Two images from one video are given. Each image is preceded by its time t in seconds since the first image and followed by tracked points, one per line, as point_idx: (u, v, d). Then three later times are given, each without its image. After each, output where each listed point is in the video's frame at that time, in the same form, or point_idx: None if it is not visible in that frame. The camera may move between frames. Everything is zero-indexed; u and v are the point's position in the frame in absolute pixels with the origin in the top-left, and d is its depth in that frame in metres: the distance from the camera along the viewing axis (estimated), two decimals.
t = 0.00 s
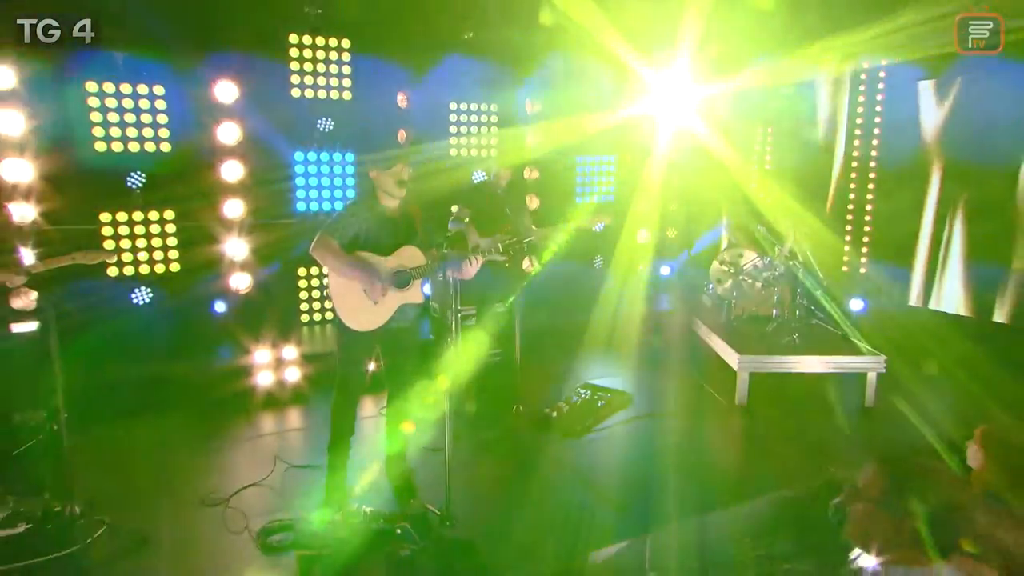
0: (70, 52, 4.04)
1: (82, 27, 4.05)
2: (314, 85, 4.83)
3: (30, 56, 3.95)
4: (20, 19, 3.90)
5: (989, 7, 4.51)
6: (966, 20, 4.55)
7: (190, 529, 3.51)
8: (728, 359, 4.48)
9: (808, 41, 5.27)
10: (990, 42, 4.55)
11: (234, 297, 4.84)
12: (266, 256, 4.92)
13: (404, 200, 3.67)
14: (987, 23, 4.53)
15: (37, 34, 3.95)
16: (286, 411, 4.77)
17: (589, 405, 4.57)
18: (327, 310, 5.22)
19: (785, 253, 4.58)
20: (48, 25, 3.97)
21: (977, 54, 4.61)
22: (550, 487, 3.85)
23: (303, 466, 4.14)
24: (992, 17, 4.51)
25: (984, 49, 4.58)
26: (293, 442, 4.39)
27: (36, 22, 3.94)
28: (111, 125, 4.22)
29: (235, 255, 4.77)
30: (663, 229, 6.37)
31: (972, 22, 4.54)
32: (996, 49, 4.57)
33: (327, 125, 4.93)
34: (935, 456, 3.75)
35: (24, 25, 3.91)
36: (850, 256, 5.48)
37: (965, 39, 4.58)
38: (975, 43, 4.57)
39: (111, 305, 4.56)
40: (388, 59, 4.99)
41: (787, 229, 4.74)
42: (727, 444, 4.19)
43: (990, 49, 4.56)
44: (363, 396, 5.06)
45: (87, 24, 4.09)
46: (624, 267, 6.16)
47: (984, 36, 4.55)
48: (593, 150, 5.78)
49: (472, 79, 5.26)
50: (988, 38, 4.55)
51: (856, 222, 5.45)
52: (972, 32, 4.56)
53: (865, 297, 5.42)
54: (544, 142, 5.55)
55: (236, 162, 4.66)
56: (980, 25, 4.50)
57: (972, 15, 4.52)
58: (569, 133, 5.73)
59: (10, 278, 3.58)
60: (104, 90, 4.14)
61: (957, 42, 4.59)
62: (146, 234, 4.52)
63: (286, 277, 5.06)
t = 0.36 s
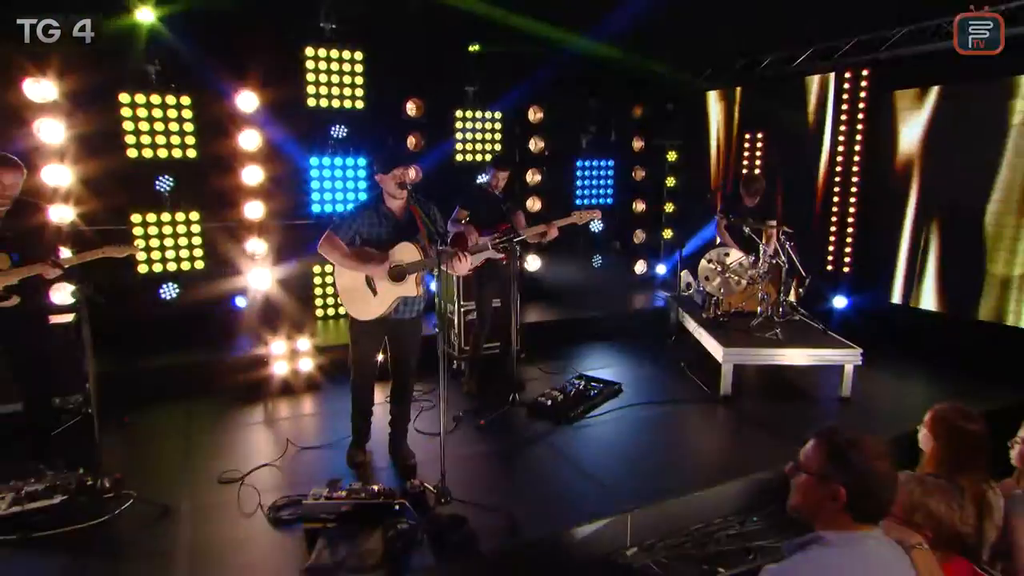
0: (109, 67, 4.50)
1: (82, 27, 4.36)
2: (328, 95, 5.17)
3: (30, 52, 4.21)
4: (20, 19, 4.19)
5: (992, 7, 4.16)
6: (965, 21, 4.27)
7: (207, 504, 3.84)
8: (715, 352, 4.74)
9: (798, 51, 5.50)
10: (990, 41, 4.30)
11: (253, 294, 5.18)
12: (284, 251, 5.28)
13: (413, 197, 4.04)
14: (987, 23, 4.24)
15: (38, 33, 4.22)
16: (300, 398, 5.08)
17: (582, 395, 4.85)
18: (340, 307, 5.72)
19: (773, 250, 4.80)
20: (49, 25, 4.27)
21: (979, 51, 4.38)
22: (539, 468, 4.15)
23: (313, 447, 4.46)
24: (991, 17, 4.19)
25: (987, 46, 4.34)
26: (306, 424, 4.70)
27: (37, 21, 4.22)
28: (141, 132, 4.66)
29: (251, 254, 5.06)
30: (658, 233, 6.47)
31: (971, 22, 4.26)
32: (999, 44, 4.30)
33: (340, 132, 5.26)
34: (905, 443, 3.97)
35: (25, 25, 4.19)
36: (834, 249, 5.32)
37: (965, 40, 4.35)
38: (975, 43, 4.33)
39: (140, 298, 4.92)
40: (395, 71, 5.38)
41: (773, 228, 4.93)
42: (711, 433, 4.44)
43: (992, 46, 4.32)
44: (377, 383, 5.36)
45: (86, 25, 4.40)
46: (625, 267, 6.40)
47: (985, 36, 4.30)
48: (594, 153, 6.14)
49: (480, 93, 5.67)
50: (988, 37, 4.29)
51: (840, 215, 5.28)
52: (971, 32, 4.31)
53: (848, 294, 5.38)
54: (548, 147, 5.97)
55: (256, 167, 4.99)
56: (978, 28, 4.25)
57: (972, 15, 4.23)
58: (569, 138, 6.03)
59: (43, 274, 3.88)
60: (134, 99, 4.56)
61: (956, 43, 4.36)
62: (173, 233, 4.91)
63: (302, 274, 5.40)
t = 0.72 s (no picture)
0: (140, 80, 4.86)
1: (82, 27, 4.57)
2: (341, 105, 5.51)
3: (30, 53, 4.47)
4: (21, 19, 4.42)
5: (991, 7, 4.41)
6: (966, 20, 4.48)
7: (225, 480, 4.17)
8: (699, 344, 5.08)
9: (788, 59, 5.69)
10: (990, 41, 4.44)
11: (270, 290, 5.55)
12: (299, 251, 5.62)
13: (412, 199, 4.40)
14: (987, 23, 4.42)
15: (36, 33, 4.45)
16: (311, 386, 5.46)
17: (574, 383, 5.15)
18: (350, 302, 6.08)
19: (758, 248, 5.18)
20: (49, 25, 4.49)
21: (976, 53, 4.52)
22: (529, 451, 4.45)
23: (321, 430, 4.78)
24: (992, 17, 4.40)
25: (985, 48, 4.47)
26: (317, 410, 5.03)
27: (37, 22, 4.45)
28: (168, 139, 5.04)
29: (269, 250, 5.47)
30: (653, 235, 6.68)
31: (971, 22, 4.46)
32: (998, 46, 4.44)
33: (351, 138, 5.59)
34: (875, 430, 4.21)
35: (25, 25, 4.43)
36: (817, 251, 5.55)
37: (965, 40, 4.49)
38: (975, 42, 4.47)
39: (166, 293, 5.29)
40: (406, 80, 5.67)
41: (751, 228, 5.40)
42: (695, 420, 4.72)
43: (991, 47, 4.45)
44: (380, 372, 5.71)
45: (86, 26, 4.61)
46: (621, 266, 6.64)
47: (984, 36, 4.45)
48: (591, 158, 6.51)
49: (484, 101, 6.02)
50: (988, 38, 4.44)
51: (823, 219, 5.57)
52: (972, 32, 4.47)
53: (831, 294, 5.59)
54: (548, 152, 6.23)
55: (274, 172, 5.40)
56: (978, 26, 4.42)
57: (972, 15, 4.44)
58: (566, 143, 6.34)
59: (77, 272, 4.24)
60: (162, 109, 4.97)
61: (956, 42, 4.51)
62: (197, 233, 5.30)
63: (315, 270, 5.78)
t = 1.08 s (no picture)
0: (166, 91, 5.29)
1: (81, 27, 4.86)
2: (350, 113, 5.88)
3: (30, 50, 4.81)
4: (20, 19, 4.70)
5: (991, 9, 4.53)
6: (967, 20, 4.64)
7: (240, 458, 4.43)
8: (682, 334, 5.42)
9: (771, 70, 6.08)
10: (989, 41, 4.59)
11: (286, 284, 5.95)
12: (311, 249, 6.03)
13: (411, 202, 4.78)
14: (987, 23, 4.56)
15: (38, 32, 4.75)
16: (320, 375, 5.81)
17: (566, 374, 5.46)
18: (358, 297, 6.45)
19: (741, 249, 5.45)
20: (48, 25, 4.76)
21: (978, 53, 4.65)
22: (520, 435, 4.71)
23: (328, 415, 5.03)
24: (992, 17, 4.54)
25: (986, 47, 4.62)
26: (326, 395, 5.33)
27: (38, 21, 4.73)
28: (190, 145, 5.44)
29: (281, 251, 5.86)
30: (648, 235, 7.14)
31: (972, 22, 4.60)
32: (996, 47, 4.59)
33: (359, 144, 5.92)
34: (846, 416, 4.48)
35: (26, 25, 4.71)
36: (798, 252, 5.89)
37: (966, 39, 4.64)
38: (974, 41, 4.61)
39: (188, 288, 5.69)
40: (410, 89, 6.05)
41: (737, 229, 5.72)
42: (679, 406, 5.04)
43: (990, 46, 4.60)
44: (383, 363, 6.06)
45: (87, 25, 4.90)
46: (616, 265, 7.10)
47: (985, 36, 4.60)
48: (587, 163, 6.78)
49: (484, 108, 6.35)
50: (988, 37, 4.59)
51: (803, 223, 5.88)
52: (972, 33, 4.62)
53: (809, 287, 6.08)
54: (544, 155, 6.58)
55: (287, 175, 5.78)
56: (977, 26, 4.58)
57: (972, 16, 4.60)
58: (564, 148, 6.67)
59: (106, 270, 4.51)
60: (184, 118, 5.37)
61: (958, 40, 4.65)
62: (217, 233, 5.70)
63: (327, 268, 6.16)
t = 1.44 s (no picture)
0: (188, 100, 5.69)
1: (81, 27, 5.16)
2: (357, 119, 6.29)
3: (33, 51, 5.07)
4: (21, 19, 4.96)
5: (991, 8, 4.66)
6: (967, 20, 4.77)
7: (253, 437, 4.69)
8: (667, 325, 5.76)
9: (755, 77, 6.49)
10: (989, 41, 4.68)
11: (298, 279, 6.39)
12: (321, 245, 6.41)
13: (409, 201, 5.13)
14: (987, 23, 4.68)
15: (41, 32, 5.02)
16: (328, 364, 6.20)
17: (557, 362, 5.79)
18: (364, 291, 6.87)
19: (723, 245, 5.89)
20: (49, 26, 5.03)
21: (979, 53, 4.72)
22: (512, 416, 4.99)
23: (334, 399, 5.28)
24: (992, 18, 4.66)
25: (986, 47, 4.69)
26: (335, 382, 5.58)
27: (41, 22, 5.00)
28: (209, 148, 5.87)
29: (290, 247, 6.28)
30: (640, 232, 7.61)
31: (973, 22, 4.74)
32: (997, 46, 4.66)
33: (366, 148, 6.24)
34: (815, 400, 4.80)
35: (26, 25, 4.97)
36: (781, 248, 6.42)
37: (966, 39, 4.75)
38: (974, 42, 4.70)
39: (207, 282, 6.12)
40: (414, 95, 6.45)
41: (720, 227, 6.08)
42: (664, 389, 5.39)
43: (991, 46, 4.68)
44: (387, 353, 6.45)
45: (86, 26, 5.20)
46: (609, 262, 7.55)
47: (985, 36, 4.69)
48: (582, 165, 7.25)
49: (483, 112, 6.76)
50: (988, 37, 4.68)
51: (785, 219, 6.42)
52: (972, 33, 4.73)
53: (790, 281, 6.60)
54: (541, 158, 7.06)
55: (299, 176, 6.18)
56: (977, 26, 4.69)
57: (972, 15, 4.73)
58: (562, 151, 7.13)
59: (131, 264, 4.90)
60: (204, 124, 5.80)
61: (958, 40, 4.77)
62: (233, 230, 6.12)
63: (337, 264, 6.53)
